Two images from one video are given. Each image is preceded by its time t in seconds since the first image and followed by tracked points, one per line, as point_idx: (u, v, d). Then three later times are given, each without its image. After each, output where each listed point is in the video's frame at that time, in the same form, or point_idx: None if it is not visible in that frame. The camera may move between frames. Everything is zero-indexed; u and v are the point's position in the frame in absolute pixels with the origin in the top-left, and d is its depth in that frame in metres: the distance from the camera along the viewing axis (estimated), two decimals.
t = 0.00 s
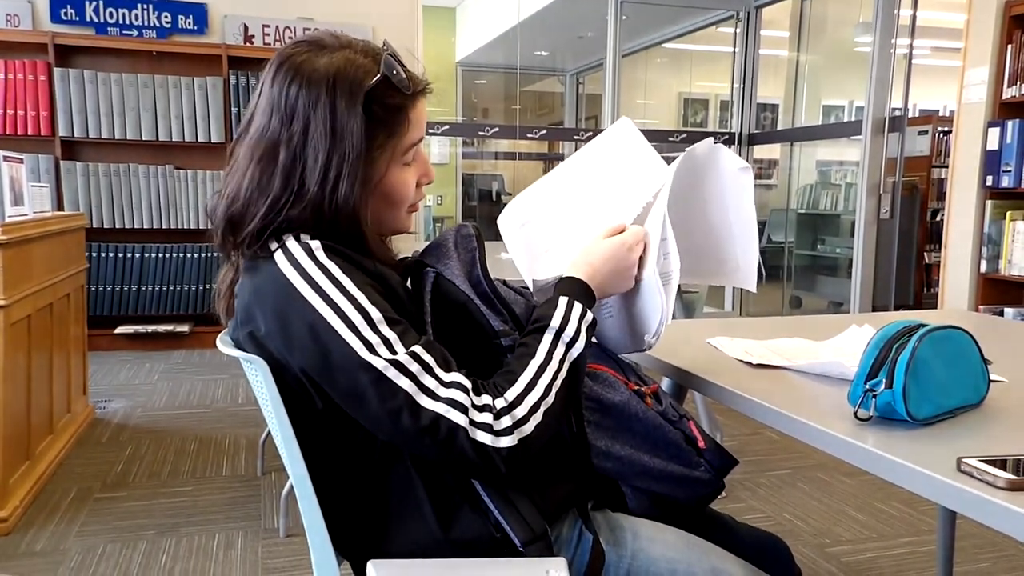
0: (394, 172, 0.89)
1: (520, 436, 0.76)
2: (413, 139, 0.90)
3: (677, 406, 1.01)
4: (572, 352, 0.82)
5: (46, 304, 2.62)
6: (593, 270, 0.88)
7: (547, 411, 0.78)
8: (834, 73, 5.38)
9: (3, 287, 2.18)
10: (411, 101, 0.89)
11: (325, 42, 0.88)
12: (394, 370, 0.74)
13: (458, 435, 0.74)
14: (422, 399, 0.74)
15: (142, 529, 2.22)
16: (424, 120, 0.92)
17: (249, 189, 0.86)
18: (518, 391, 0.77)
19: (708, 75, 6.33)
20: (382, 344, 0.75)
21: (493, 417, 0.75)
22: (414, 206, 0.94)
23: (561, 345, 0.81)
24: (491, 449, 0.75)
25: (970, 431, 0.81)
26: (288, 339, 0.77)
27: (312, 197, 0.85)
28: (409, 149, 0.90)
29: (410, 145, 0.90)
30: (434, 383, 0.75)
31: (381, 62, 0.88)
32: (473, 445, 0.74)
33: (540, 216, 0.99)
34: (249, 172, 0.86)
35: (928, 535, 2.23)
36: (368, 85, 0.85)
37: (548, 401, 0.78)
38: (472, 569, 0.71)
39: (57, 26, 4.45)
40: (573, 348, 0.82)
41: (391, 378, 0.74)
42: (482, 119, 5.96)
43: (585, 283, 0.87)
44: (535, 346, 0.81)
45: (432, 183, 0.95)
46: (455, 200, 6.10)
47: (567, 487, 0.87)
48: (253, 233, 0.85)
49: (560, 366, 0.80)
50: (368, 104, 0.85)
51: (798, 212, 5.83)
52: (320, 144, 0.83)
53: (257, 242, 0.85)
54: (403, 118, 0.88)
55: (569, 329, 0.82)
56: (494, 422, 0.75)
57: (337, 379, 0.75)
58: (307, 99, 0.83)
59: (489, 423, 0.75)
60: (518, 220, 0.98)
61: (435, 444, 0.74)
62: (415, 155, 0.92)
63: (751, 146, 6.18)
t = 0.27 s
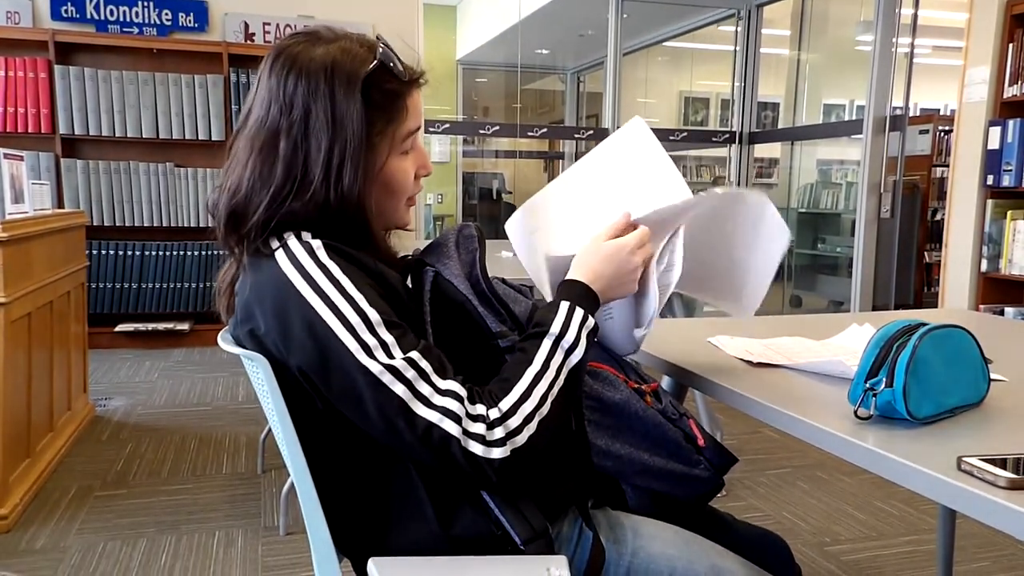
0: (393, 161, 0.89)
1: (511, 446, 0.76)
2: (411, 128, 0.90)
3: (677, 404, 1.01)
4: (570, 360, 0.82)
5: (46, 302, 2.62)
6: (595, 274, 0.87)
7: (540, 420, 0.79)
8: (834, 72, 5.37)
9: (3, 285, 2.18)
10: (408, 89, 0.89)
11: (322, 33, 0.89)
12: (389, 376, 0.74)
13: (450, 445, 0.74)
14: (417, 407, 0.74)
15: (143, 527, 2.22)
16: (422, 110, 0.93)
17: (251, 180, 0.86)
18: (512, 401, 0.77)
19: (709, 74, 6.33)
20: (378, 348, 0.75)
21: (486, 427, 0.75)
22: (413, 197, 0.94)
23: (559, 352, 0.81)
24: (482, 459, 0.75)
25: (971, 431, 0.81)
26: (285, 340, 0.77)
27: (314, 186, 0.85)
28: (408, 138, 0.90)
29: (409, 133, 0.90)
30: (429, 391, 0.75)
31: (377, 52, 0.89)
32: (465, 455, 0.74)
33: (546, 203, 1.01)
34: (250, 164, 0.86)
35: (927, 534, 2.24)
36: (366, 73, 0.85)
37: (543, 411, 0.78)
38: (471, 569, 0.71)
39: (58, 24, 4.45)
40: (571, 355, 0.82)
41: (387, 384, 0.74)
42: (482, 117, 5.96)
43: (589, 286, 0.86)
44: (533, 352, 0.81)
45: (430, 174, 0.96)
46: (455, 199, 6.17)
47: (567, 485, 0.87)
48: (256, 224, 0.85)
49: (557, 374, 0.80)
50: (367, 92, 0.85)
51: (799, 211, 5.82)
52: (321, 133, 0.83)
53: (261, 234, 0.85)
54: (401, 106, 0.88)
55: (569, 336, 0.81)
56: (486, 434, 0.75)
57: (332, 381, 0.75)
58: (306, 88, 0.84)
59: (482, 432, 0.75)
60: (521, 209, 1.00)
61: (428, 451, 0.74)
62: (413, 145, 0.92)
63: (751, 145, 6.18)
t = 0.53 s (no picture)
0: (390, 149, 0.90)
1: (501, 449, 0.76)
2: (406, 116, 0.91)
3: (677, 404, 1.01)
4: (567, 367, 0.82)
5: (47, 301, 2.62)
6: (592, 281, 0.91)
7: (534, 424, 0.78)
8: (835, 71, 5.37)
9: (3, 283, 2.18)
10: (403, 77, 0.90)
11: (318, 24, 0.90)
12: (381, 374, 0.74)
13: (440, 447, 0.74)
14: (408, 407, 0.74)
15: (143, 525, 2.22)
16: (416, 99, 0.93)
17: (250, 166, 0.86)
18: (505, 402, 0.77)
19: (709, 73, 6.33)
20: (372, 346, 0.75)
21: (478, 428, 0.75)
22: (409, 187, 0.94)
23: (557, 358, 0.81)
24: (473, 462, 0.75)
25: (972, 430, 0.81)
26: (279, 336, 0.77)
27: (311, 172, 0.85)
28: (403, 126, 0.91)
29: (404, 122, 0.90)
30: (422, 391, 0.75)
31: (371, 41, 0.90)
32: (456, 457, 0.74)
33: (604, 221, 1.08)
34: (248, 150, 0.87)
35: (928, 533, 2.23)
36: (361, 60, 0.86)
37: (536, 416, 0.78)
38: (470, 568, 0.71)
39: (58, 22, 4.45)
40: (569, 362, 0.82)
41: (379, 382, 0.73)
42: (482, 116, 5.96)
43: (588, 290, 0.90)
44: (530, 356, 0.81)
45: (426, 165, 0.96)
46: (456, 198, 6.10)
47: (564, 485, 0.87)
48: (255, 212, 0.85)
49: (553, 380, 0.80)
50: (363, 78, 0.86)
51: (799, 211, 5.82)
52: (318, 118, 0.84)
53: (259, 219, 0.85)
54: (397, 94, 0.89)
55: (567, 341, 0.82)
56: (477, 435, 0.75)
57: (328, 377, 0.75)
58: (302, 74, 0.84)
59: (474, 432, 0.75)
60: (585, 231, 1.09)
61: (417, 453, 0.74)
62: (409, 135, 0.92)
63: (752, 144, 6.18)
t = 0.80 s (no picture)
0: (388, 142, 0.90)
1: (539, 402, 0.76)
2: (404, 110, 0.91)
3: (675, 404, 1.01)
4: (611, 344, 0.81)
5: (46, 300, 2.62)
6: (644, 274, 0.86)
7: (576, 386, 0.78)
8: (835, 71, 5.37)
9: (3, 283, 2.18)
10: (401, 73, 0.91)
11: (317, 24, 0.90)
12: (408, 343, 0.74)
13: (477, 404, 0.74)
14: (439, 369, 0.75)
15: (143, 526, 2.22)
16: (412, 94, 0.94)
17: (248, 160, 0.85)
18: (540, 364, 0.78)
19: (709, 72, 6.34)
20: (396, 324, 0.75)
21: (514, 383, 0.77)
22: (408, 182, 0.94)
23: (604, 333, 0.81)
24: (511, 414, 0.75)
25: (970, 430, 0.81)
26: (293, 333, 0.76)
27: (312, 164, 0.85)
28: (401, 120, 0.91)
29: (402, 116, 0.91)
30: (451, 355, 0.76)
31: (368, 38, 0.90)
32: (494, 410, 0.75)
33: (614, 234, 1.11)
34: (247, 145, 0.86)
35: (927, 533, 2.24)
36: (360, 54, 0.87)
37: (578, 377, 0.78)
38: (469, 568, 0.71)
39: (58, 22, 4.45)
40: (613, 339, 0.81)
41: (405, 351, 0.74)
42: (482, 116, 5.95)
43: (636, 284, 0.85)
44: (576, 326, 0.81)
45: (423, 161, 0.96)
46: (455, 197, 6.12)
47: (564, 482, 0.87)
48: (256, 205, 0.85)
49: (599, 348, 0.79)
50: (363, 71, 0.87)
51: (799, 211, 5.83)
52: (319, 111, 0.84)
53: (260, 213, 0.85)
54: (395, 87, 0.90)
55: (614, 320, 0.81)
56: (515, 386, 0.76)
57: (346, 368, 0.74)
58: (304, 66, 0.84)
59: (510, 391, 0.76)
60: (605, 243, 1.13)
61: (454, 415, 0.74)
62: (407, 129, 0.93)
63: (751, 144, 6.17)
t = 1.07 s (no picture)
0: (400, 145, 0.90)
1: (580, 363, 0.77)
2: (416, 113, 0.91)
3: (673, 401, 1.01)
4: (678, 331, 0.80)
5: (46, 302, 2.62)
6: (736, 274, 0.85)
7: (622, 357, 0.79)
8: (833, 70, 5.37)
9: (3, 285, 2.18)
10: (413, 77, 0.91)
11: (331, 30, 0.91)
12: (451, 312, 0.74)
13: (520, 361, 0.75)
14: (482, 334, 0.75)
15: (143, 527, 2.22)
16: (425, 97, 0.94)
17: (259, 162, 0.86)
18: (588, 330, 0.79)
19: (708, 72, 6.34)
20: (437, 298, 0.75)
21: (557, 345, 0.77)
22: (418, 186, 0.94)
23: (672, 319, 0.80)
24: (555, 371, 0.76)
25: (970, 429, 0.81)
26: (321, 301, 0.75)
27: (325, 165, 0.85)
28: (414, 123, 0.91)
29: (414, 118, 0.91)
30: (490, 319, 0.76)
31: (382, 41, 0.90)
32: (536, 368, 0.75)
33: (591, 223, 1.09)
34: (260, 146, 0.86)
35: (927, 532, 2.24)
36: (373, 56, 0.87)
37: (627, 349, 0.78)
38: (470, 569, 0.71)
39: (56, 24, 4.45)
40: (681, 328, 0.80)
41: (449, 318, 0.74)
42: (481, 116, 5.95)
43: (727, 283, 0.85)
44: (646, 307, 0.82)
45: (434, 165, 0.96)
46: (454, 197, 6.08)
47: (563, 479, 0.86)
48: (266, 205, 0.85)
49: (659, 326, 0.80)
50: (375, 74, 0.86)
51: (798, 210, 5.83)
52: (331, 112, 0.84)
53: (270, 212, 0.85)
54: (408, 90, 0.90)
55: (688, 310, 0.81)
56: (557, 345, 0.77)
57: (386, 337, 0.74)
58: (318, 68, 0.85)
59: (552, 347, 0.77)
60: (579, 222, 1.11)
61: (496, 374, 0.75)
62: (419, 132, 0.92)
63: (751, 143, 6.17)
